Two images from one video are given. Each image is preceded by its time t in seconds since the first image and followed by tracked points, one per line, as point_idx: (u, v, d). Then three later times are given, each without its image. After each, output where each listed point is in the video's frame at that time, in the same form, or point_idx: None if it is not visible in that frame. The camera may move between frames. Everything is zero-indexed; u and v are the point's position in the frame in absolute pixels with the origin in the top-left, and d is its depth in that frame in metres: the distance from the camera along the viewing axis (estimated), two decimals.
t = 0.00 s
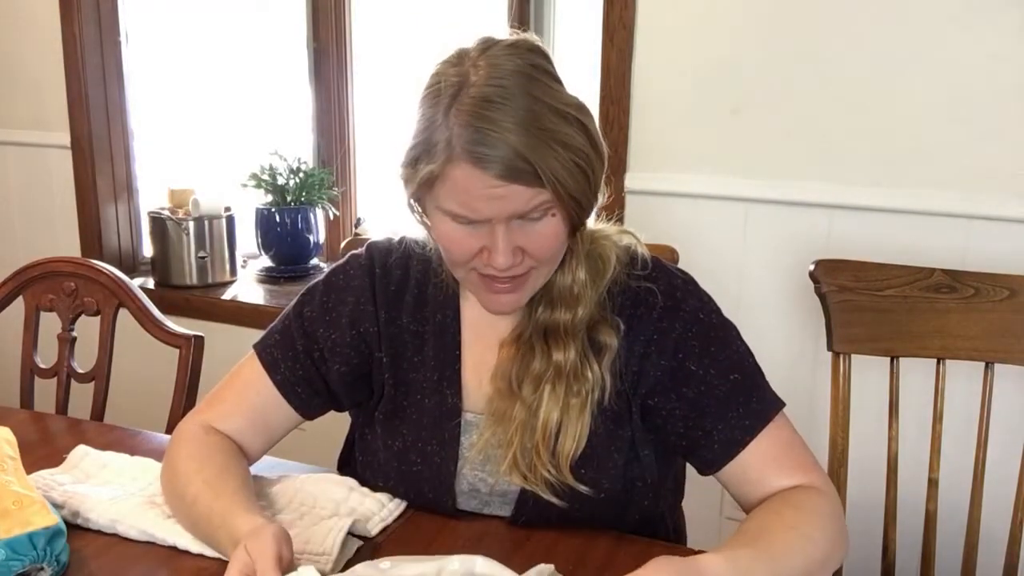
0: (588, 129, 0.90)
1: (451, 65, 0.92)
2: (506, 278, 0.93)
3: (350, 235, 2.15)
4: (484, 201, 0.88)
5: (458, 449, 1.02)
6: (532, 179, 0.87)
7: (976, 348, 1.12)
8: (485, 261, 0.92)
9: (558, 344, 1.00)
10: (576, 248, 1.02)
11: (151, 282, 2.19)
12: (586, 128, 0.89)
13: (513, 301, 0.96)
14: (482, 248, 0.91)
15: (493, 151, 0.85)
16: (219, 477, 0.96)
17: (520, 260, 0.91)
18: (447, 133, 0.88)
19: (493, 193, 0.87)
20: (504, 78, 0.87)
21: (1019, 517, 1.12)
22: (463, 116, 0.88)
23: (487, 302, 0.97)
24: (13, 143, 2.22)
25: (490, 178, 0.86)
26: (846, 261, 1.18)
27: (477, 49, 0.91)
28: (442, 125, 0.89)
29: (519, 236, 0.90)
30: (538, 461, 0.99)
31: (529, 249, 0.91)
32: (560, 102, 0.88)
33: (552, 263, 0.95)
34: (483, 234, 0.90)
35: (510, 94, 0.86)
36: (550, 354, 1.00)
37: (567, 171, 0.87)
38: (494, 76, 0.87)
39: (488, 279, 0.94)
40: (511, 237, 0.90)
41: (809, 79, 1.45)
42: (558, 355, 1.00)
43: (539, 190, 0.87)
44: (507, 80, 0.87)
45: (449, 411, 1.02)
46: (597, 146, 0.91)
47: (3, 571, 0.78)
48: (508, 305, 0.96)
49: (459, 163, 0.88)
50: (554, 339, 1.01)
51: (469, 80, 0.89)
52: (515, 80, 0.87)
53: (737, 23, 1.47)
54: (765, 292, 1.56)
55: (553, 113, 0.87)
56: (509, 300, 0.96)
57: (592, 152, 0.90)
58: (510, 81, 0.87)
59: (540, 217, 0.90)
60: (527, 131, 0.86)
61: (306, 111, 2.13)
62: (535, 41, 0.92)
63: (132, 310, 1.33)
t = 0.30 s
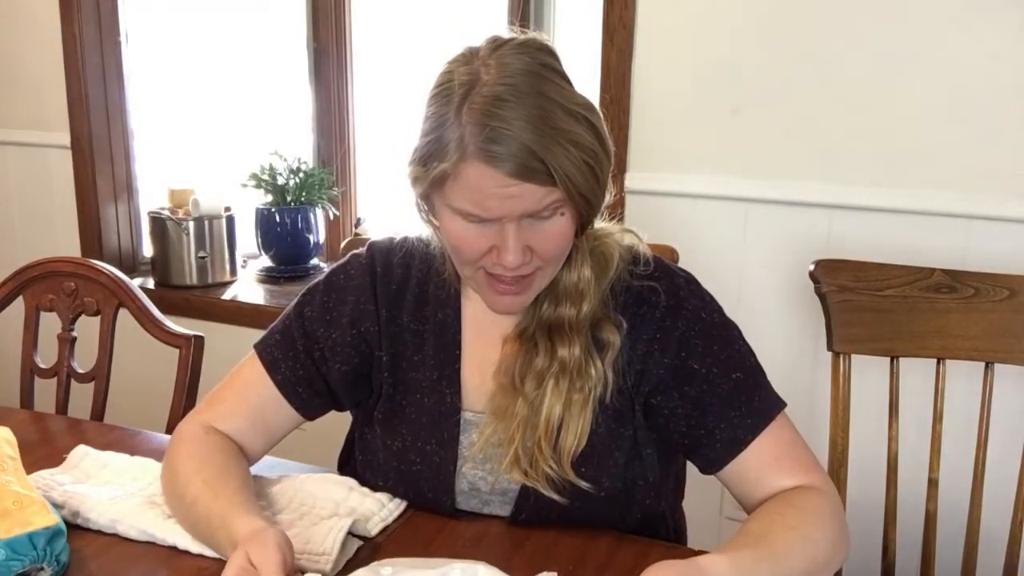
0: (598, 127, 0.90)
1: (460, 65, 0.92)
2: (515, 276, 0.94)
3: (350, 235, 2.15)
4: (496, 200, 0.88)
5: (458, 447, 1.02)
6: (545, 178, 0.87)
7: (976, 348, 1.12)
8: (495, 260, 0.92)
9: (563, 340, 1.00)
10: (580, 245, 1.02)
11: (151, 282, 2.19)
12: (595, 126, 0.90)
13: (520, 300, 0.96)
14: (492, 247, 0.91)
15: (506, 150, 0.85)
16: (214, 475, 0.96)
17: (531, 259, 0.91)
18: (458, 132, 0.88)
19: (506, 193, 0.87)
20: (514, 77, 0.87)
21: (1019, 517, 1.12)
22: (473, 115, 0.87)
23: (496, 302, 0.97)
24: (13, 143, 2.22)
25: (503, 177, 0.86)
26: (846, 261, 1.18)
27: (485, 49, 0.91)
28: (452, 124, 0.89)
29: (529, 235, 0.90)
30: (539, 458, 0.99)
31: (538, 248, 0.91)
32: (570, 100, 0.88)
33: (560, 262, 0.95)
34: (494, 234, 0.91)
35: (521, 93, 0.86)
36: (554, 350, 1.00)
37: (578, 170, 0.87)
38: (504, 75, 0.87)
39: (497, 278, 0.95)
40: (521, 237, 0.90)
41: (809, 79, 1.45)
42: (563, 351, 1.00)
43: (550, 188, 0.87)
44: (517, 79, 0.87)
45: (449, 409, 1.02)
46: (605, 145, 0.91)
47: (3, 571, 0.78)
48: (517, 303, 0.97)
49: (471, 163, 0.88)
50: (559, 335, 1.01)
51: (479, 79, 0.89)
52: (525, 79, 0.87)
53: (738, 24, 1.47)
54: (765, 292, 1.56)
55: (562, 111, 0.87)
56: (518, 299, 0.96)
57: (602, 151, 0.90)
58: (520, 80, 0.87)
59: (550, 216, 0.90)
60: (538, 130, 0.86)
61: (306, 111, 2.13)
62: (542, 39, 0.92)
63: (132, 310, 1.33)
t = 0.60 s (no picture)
0: (598, 133, 0.90)
1: (472, 57, 0.92)
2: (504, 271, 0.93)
3: (350, 236, 2.15)
4: (487, 196, 0.87)
5: (460, 446, 1.02)
6: (536, 178, 0.86)
7: (976, 348, 1.12)
8: (484, 254, 0.91)
9: (566, 343, 1.00)
10: (585, 249, 1.02)
11: (151, 282, 2.19)
12: (596, 132, 0.89)
13: (509, 294, 0.96)
14: (481, 241, 0.91)
15: (501, 146, 0.85)
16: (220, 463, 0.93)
17: (519, 256, 0.91)
18: (458, 123, 0.89)
19: (498, 188, 0.87)
20: (520, 75, 0.87)
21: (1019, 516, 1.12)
22: (474, 109, 0.88)
23: (486, 293, 0.97)
24: (13, 143, 2.22)
25: (496, 172, 0.86)
26: (845, 261, 1.18)
27: (497, 45, 0.92)
28: (455, 115, 0.90)
29: (519, 232, 0.90)
30: (540, 458, 0.99)
31: (528, 246, 0.91)
32: (572, 104, 0.88)
33: (551, 262, 0.95)
34: (483, 227, 0.90)
35: (525, 91, 0.87)
36: (558, 353, 1.00)
37: (570, 172, 0.87)
38: (509, 72, 0.88)
39: (487, 272, 0.94)
40: (512, 234, 0.90)
41: (810, 79, 1.45)
42: (566, 355, 1.00)
43: (540, 188, 0.87)
44: (523, 77, 0.87)
45: (453, 408, 1.02)
46: (605, 151, 0.91)
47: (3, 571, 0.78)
48: (506, 297, 0.96)
49: (466, 155, 0.88)
50: (562, 339, 1.01)
51: (486, 74, 0.90)
52: (531, 77, 0.87)
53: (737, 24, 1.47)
54: (765, 292, 1.56)
55: (563, 113, 0.87)
56: (507, 293, 0.96)
57: (600, 157, 0.90)
58: (525, 77, 0.87)
59: (541, 217, 0.90)
60: (536, 129, 0.86)
61: (306, 111, 2.13)
62: (556, 41, 0.93)
63: (132, 309, 1.33)
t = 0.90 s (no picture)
0: (597, 131, 0.90)
1: (471, 56, 0.92)
2: (503, 270, 0.93)
3: (350, 236, 2.15)
4: (487, 194, 0.87)
5: (460, 446, 1.02)
6: (535, 175, 0.86)
7: (976, 348, 1.12)
8: (483, 253, 0.91)
9: (566, 343, 1.00)
10: (584, 248, 1.01)
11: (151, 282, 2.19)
12: (595, 130, 0.90)
13: (509, 292, 0.96)
14: (480, 239, 0.91)
15: (500, 143, 0.85)
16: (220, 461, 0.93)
17: (519, 254, 0.91)
18: (457, 121, 0.89)
19: (497, 186, 0.87)
20: (519, 73, 0.87)
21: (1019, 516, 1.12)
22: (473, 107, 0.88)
23: (486, 291, 0.97)
24: (14, 143, 2.22)
25: (495, 170, 0.86)
26: (845, 261, 1.18)
27: (496, 43, 0.92)
28: (454, 114, 0.90)
29: (518, 231, 0.90)
30: (540, 457, 0.98)
31: (527, 245, 0.91)
32: (571, 102, 0.88)
33: (551, 260, 0.95)
34: (483, 225, 0.90)
35: (524, 90, 0.87)
36: (558, 353, 1.00)
37: (569, 170, 0.87)
38: (508, 70, 0.88)
39: (487, 270, 0.94)
40: (511, 232, 0.89)
41: (809, 78, 1.45)
42: (566, 354, 1.00)
43: (539, 186, 0.87)
44: (522, 75, 0.87)
45: (453, 408, 1.02)
46: (604, 149, 0.91)
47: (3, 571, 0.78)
48: (506, 296, 0.96)
49: (465, 152, 0.87)
50: (562, 338, 1.01)
51: (484, 72, 0.90)
52: (530, 76, 0.87)
53: (737, 23, 1.47)
54: (765, 292, 1.56)
55: (562, 111, 0.87)
56: (507, 291, 0.96)
57: (599, 155, 0.90)
58: (524, 76, 0.87)
59: (541, 215, 0.90)
60: (535, 127, 0.86)
61: (306, 111, 2.13)
62: (555, 40, 0.93)
63: (132, 310, 1.33)
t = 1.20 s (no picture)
0: (595, 124, 0.90)
1: (471, 49, 0.93)
2: (502, 262, 0.94)
3: (350, 236, 2.15)
4: (484, 183, 0.87)
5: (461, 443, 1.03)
6: (532, 165, 0.86)
7: (976, 348, 1.12)
8: (482, 244, 0.92)
9: (565, 339, 1.00)
10: (583, 245, 1.01)
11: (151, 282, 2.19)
12: (594, 123, 0.90)
13: (507, 285, 0.96)
14: (479, 230, 0.91)
15: (498, 133, 0.85)
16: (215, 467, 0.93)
17: (516, 245, 0.91)
18: (456, 111, 0.89)
19: (495, 176, 0.87)
20: (519, 65, 0.87)
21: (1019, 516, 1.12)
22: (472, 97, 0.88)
23: (484, 284, 0.97)
24: (13, 143, 2.22)
25: (493, 159, 0.86)
26: (845, 261, 1.19)
27: (497, 37, 0.92)
28: (453, 105, 0.90)
29: (516, 222, 0.90)
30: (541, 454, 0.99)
31: (525, 236, 0.91)
32: (570, 95, 0.88)
33: (549, 254, 0.95)
34: (481, 216, 0.90)
35: (523, 81, 0.87)
36: (559, 349, 1.00)
37: (567, 162, 0.87)
38: (508, 62, 0.88)
39: (485, 262, 0.95)
40: (509, 223, 0.90)
41: (809, 78, 1.45)
42: (565, 351, 1.00)
43: (536, 177, 0.87)
44: (521, 67, 0.87)
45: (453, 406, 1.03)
46: (603, 142, 0.91)
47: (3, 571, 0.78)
48: (504, 288, 0.97)
49: (464, 142, 0.88)
50: (562, 335, 1.00)
51: (484, 64, 0.90)
52: (529, 68, 0.87)
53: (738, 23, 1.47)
54: (764, 291, 1.56)
55: (560, 103, 0.87)
56: (505, 284, 0.96)
57: (597, 148, 0.90)
58: (523, 67, 0.87)
59: (539, 207, 0.90)
60: (533, 118, 0.86)
61: (306, 111, 2.13)
62: (556, 35, 0.93)
63: (132, 310, 1.33)
